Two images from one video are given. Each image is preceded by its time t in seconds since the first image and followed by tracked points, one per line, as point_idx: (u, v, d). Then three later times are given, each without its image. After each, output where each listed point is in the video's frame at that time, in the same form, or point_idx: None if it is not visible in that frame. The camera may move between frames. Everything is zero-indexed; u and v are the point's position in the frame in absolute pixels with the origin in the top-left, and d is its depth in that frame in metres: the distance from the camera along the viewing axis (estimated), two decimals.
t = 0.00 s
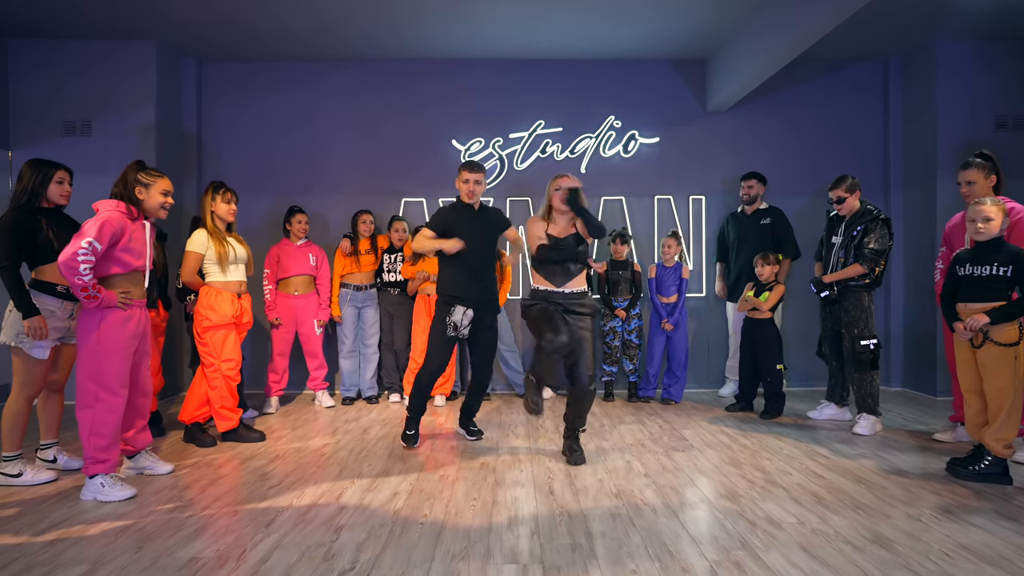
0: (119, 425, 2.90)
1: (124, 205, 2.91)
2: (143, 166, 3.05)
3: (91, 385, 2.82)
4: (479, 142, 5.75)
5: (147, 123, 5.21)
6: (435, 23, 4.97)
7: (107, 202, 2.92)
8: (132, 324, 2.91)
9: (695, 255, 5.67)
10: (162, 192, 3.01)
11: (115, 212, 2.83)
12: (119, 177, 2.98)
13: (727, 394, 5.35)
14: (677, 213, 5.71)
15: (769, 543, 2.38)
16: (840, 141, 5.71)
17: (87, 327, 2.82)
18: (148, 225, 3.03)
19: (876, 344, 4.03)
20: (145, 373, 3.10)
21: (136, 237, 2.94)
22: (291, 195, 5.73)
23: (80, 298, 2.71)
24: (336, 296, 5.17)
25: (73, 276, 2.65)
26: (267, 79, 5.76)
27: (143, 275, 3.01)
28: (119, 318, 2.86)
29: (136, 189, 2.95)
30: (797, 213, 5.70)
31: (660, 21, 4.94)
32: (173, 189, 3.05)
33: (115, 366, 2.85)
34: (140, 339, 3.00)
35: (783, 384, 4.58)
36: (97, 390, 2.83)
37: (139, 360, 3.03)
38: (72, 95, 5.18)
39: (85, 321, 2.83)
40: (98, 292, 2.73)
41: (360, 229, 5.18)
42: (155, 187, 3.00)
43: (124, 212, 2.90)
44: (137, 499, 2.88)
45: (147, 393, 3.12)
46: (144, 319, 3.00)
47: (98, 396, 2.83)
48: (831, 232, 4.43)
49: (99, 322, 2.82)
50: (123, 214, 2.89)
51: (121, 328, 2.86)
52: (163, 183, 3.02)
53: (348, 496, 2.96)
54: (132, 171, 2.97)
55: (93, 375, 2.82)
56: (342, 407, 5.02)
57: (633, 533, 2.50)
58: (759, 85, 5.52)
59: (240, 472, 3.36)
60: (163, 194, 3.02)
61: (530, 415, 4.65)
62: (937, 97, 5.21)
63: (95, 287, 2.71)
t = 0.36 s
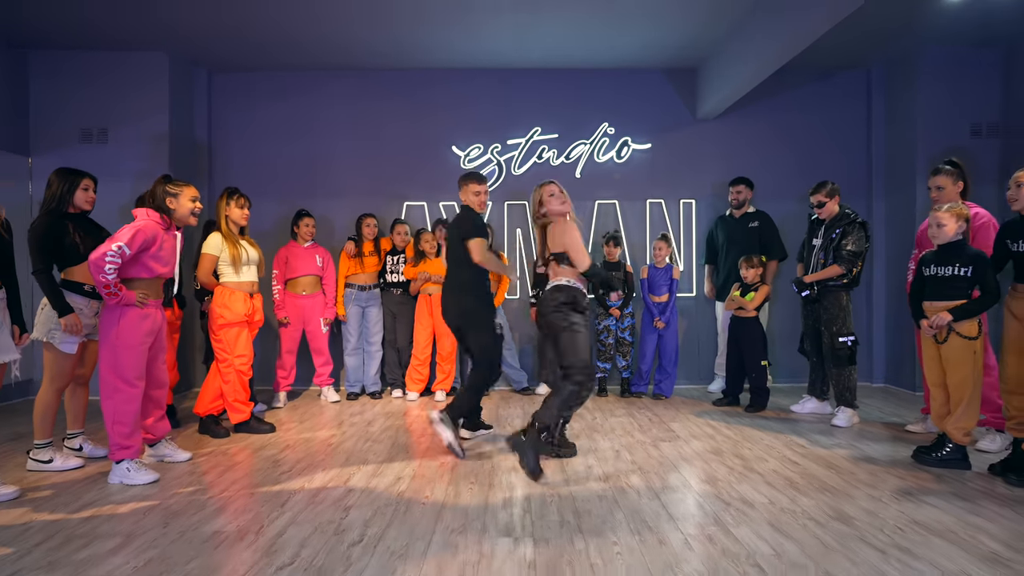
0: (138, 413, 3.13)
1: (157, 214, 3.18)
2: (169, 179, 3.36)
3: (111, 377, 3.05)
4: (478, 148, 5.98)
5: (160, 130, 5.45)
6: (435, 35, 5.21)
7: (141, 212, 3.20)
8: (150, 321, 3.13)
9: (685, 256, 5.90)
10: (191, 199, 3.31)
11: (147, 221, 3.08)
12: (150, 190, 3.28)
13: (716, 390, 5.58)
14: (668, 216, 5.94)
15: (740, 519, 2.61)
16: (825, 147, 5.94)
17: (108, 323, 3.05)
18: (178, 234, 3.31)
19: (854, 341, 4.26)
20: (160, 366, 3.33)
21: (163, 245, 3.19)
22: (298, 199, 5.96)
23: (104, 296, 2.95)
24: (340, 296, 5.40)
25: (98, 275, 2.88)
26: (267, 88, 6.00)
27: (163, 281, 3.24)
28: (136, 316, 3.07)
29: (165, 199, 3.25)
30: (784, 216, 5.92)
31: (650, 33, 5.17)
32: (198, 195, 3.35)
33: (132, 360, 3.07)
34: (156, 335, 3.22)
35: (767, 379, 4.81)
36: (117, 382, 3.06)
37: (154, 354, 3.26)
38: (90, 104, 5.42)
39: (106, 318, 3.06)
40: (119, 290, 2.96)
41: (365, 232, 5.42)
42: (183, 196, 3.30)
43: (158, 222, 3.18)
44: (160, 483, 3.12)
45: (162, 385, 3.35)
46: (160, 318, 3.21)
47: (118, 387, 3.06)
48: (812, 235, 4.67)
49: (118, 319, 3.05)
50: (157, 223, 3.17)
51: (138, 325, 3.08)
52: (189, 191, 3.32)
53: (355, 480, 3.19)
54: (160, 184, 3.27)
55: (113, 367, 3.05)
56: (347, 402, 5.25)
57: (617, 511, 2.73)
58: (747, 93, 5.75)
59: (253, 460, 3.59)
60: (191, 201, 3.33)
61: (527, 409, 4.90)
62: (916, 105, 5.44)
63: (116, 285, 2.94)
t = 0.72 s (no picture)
0: (145, 407, 3.31)
1: (173, 222, 3.36)
2: (189, 188, 3.57)
3: (120, 372, 3.23)
4: (474, 152, 6.16)
5: (166, 135, 5.63)
6: (431, 43, 5.38)
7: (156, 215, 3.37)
8: (155, 321, 3.30)
9: (674, 257, 6.08)
10: (204, 210, 3.52)
11: (159, 227, 3.25)
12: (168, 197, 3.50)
13: (703, 387, 5.76)
14: (657, 218, 6.12)
15: (713, 505, 2.79)
16: (810, 152, 6.12)
17: (116, 321, 3.22)
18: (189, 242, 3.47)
19: (832, 339, 4.43)
20: (166, 362, 3.50)
21: (174, 250, 3.35)
22: (298, 202, 6.14)
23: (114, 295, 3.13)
24: (340, 296, 5.58)
25: (111, 275, 3.07)
26: (268, 94, 6.18)
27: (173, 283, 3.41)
28: (142, 315, 3.24)
29: (181, 207, 3.47)
30: (770, 218, 6.10)
31: (638, 41, 5.35)
32: (213, 208, 3.55)
33: (138, 356, 3.25)
34: (162, 334, 3.39)
35: (752, 376, 4.99)
36: (126, 377, 3.24)
37: (160, 351, 3.43)
38: (97, 110, 5.60)
39: (115, 316, 3.23)
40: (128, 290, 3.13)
41: (364, 234, 5.60)
42: (198, 207, 3.50)
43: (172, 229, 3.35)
44: (169, 473, 3.30)
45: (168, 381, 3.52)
46: (166, 317, 3.38)
47: (127, 381, 3.24)
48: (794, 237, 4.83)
49: (125, 318, 3.22)
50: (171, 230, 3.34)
51: (144, 324, 3.24)
52: (205, 203, 3.52)
53: (353, 470, 3.37)
54: (178, 193, 3.49)
55: (121, 362, 3.23)
56: (346, 398, 5.43)
57: (599, 498, 2.90)
58: (734, 99, 5.93)
59: (257, 452, 3.76)
60: (205, 213, 3.53)
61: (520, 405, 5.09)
62: (896, 111, 5.62)
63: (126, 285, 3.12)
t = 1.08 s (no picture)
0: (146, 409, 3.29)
1: (154, 215, 3.31)
2: (177, 179, 3.44)
3: (122, 374, 3.21)
4: (472, 152, 6.14)
5: (163, 135, 5.61)
6: (430, 43, 5.37)
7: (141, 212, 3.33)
8: (160, 322, 3.29)
9: (673, 257, 6.06)
10: (188, 205, 3.38)
11: (145, 222, 3.22)
12: (154, 187, 3.39)
13: (703, 388, 5.74)
14: (656, 218, 6.10)
15: (711, 509, 2.77)
16: (810, 152, 6.10)
17: (122, 322, 3.22)
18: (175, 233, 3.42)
19: (832, 341, 4.41)
20: (168, 363, 3.48)
21: (166, 243, 3.34)
22: (296, 202, 6.13)
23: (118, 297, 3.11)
24: (339, 296, 5.58)
25: (110, 275, 3.05)
26: (267, 94, 6.16)
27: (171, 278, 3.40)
28: (149, 316, 3.24)
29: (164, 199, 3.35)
30: (769, 219, 6.08)
31: (637, 41, 5.33)
32: (197, 203, 3.41)
33: (143, 357, 3.24)
34: (166, 335, 3.38)
35: (751, 377, 4.97)
36: (128, 378, 3.22)
37: (165, 351, 3.42)
38: (94, 110, 5.58)
39: (120, 318, 3.22)
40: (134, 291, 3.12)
41: (361, 235, 5.58)
42: (183, 201, 3.37)
43: (157, 222, 3.31)
44: (164, 475, 3.28)
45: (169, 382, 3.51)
46: (171, 318, 3.37)
47: (128, 383, 3.22)
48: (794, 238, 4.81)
49: (132, 319, 3.21)
50: (154, 224, 3.28)
51: (150, 325, 3.24)
52: (189, 198, 3.39)
53: (349, 473, 3.35)
54: (165, 184, 3.37)
55: (124, 364, 3.21)
56: (344, 399, 5.41)
57: (596, 501, 2.88)
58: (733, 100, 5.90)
59: (252, 454, 3.74)
60: (188, 208, 3.39)
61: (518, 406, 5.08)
62: (896, 112, 5.60)
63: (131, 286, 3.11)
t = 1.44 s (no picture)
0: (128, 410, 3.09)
1: (110, 205, 3.07)
2: (136, 163, 3.20)
3: (103, 373, 3.00)
4: (469, 141, 5.93)
5: (147, 123, 5.40)
6: (426, 28, 5.15)
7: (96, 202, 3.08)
8: (142, 317, 3.08)
9: (678, 251, 5.84)
10: (144, 192, 3.13)
11: (102, 213, 2.98)
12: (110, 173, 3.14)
13: (709, 386, 5.53)
14: (661, 210, 5.88)
15: (723, 517, 2.57)
16: (820, 141, 5.88)
17: (102, 320, 2.99)
18: (137, 219, 3.18)
19: (846, 337, 4.20)
20: (153, 360, 3.28)
21: (130, 232, 3.11)
22: (288, 193, 5.91)
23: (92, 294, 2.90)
24: (330, 290, 5.35)
25: (79, 273, 2.83)
26: (259, 82, 5.94)
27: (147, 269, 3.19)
28: (132, 311, 3.03)
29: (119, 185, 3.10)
30: (778, 210, 5.86)
31: (641, 25, 5.10)
32: (156, 190, 3.18)
33: (127, 355, 3.03)
34: (150, 330, 3.17)
35: (760, 374, 4.75)
36: (109, 378, 3.01)
37: (150, 348, 3.22)
38: (76, 96, 5.37)
39: (100, 316, 3.00)
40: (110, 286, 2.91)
41: (355, 227, 5.34)
42: (140, 187, 3.13)
43: (113, 210, 3.06)
44: (139, 479, 3.08)
45: (152, 380, 3.30)
46: (154, 311, 3.17)
47: (110, 383, 3.01)
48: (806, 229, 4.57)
49: (114, 316, 3.00)
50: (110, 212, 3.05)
51: (134, 321, 3.04)
52: (148, 184, 3.15)
53: (336, 477, 3.14)
54: (121, 169, 3.12)
55: (106, 362, 3.00)
56: (336, 397, 5.21)
57: (600, 509, 2.68)
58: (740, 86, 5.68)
59: (235, 456, 3.54)
60: (146, 195, 3.15)
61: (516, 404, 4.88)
62: (911, 98, 5.37)
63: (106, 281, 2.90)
